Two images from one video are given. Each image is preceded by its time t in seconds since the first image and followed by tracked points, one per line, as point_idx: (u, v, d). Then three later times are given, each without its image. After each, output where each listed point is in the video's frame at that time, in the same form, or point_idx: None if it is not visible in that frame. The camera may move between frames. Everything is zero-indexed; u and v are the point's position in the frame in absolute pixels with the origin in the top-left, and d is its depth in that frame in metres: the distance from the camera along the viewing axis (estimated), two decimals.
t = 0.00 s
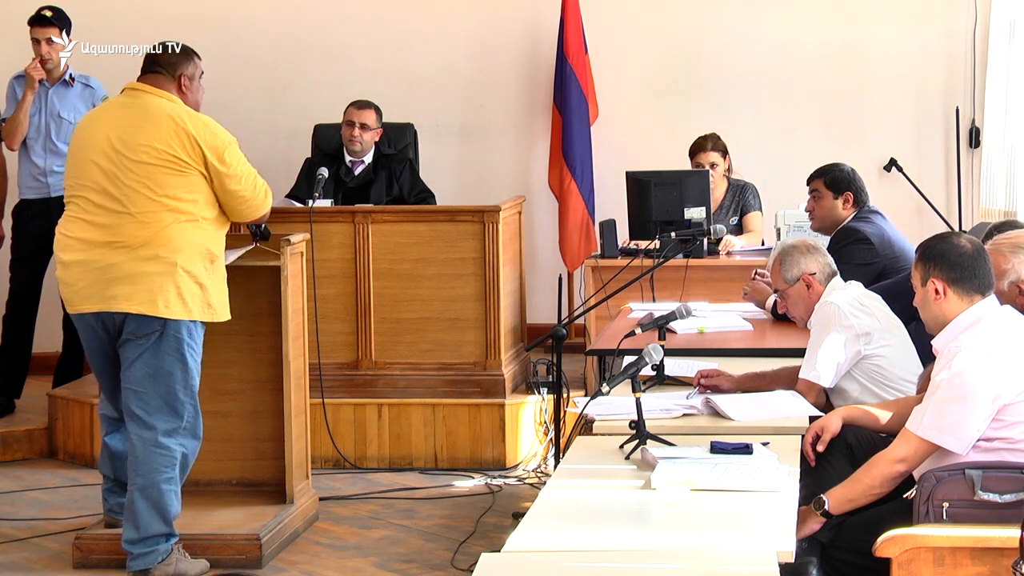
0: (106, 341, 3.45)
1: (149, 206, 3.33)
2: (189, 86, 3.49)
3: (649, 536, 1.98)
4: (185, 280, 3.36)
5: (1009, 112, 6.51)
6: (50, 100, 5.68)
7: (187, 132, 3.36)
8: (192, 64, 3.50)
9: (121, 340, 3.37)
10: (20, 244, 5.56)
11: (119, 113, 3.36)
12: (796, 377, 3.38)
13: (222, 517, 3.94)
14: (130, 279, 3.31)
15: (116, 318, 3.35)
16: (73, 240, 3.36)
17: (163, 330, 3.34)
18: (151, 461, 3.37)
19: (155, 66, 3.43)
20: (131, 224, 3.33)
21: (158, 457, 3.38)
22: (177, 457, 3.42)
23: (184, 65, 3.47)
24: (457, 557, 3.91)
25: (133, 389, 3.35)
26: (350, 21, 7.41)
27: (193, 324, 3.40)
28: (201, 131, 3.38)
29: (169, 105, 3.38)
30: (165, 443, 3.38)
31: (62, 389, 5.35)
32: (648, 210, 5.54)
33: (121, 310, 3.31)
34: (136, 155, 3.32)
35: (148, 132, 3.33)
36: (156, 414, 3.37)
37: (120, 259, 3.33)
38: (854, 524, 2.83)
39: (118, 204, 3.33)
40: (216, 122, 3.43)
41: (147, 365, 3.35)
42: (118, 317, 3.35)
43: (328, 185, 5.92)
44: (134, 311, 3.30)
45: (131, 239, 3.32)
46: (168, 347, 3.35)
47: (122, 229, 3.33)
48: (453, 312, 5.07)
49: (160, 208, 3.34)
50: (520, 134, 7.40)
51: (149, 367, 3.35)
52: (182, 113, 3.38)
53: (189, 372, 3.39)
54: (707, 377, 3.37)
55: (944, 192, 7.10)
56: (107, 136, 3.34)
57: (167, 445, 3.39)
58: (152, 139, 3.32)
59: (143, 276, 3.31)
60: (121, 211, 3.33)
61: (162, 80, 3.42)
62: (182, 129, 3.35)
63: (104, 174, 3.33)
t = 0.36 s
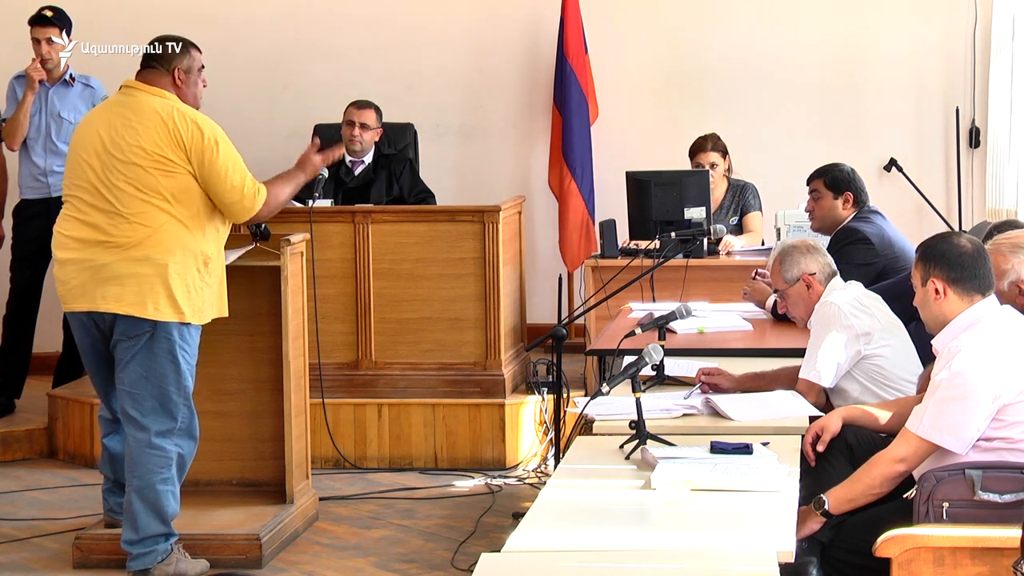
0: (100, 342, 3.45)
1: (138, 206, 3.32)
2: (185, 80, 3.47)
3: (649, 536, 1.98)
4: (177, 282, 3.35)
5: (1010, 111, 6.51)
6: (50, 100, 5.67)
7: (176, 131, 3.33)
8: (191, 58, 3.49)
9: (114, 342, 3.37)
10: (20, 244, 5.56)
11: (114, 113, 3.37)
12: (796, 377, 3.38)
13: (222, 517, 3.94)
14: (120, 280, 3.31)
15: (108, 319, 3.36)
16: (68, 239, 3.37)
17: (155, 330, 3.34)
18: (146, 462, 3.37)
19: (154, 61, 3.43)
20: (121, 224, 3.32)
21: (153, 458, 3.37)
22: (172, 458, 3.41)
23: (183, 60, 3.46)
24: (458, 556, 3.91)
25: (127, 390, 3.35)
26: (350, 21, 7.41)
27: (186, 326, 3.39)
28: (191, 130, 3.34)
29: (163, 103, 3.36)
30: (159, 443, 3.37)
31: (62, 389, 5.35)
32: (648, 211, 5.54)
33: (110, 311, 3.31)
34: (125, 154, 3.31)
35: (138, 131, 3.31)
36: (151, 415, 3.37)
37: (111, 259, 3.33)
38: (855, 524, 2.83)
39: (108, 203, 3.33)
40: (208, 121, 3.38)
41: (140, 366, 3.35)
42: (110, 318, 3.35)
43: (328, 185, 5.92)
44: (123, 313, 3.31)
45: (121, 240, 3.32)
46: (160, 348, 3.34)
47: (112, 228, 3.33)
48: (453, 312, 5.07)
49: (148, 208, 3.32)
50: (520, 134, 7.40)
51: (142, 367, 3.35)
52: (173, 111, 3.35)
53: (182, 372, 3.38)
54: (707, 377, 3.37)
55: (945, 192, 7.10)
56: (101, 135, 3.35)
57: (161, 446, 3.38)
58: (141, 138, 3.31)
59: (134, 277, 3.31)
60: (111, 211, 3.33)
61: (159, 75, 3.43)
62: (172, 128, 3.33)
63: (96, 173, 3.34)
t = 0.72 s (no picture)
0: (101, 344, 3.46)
1: (136, 207, 3.31)
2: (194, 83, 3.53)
3: (649, 536, 1.98)
4: (178, 285, 3.35)
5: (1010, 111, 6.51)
6: (51, 100, 5.67)
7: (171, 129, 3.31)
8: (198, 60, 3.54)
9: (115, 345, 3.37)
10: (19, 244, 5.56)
11: (113, 113, 3.36)
12: (796, 377, 3.38)
13: (222, 517, 3.94)
14: (120, 282, 3.31)
15: (109, 321, 3.36)
16: (68, 242, 3.37)
17: (156, 334, 3.34)
18: (146, 468, 3.37)
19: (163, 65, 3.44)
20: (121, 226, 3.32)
21: (153, 464, 3.37)
22: (172, 463, 3.41)
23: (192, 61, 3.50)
24: (457, 556, 3.91)
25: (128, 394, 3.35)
26: (350, 21, 7.42)
27: (186, 330, 3.39)
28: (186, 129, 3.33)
29: (160, 102, 3.36)
30: (159, 449, 3.37)
31: (62, 389, 5.35)
32: (647, 211, 5.54)
33: (111, 314, 3.31)
34: (122, 155, 3.30)
35: (134, 131, 3.31)
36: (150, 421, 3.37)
37: (111, 261, 3.33)
38: (854, 524, 2.83)
39: (106, 205, 3.33)
40: (204, 119, 3.36)
41: (141, 371, 3.35)
42: (111, 320, 3.35)
43: (328, 185, 5.92)
44: (124, 315, 3.30)
45: (121, 242, 3.32)
46: (159, 352, 3.34)
47: (111, 230, 3.33)
48: (453, 312, 5.07)
49: (145, 209, 3.32)
50: (520, 134, 7.40)
51: (142, 371, 3.35)
52: (171, 111, 3.34)
53: (181, 377, 3.38)
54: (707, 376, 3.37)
55: (945, 192, 7.10)
56: (97, 136, 3.35)
57: (161, 452, 3.38)
58: (137, 138, 3.30)
59: (134, 279, 3.31)
60: (111, 213, 3.32)
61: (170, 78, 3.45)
62: (167, 127, 3.31)
63: (92, 175, 3.34)
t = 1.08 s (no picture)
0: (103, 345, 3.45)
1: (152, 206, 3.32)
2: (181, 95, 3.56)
3: (649, 536, 1.98)
4: (189, 284, 3.37)
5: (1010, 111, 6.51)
6: (52, 101, 5.67)
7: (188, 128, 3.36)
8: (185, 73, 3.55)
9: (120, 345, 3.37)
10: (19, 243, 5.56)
11: (118, 114, 3.36)
12: (796, 377, 3.38)
13: (222, 517, 3.94)
14: (134, 281, 3.31)
15: (117, 321, 3.35)
16: (74, 242, 3.34)
17: (164, 334, 3.35)
18: (155, 468, 3.38)
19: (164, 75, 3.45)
20: (136, 226, 3.32)
21: (163, 464, 3.38)
22: (181, 463, 3.42)
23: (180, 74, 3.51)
24: (457, 556, 3.91)
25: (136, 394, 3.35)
26: (350, 22, 7.41)
27: (194, 328, 3.42)
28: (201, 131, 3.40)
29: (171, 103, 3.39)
30: (169, 448, 3.38)
31: (62, 389, 5.35)
32: (647, 210, 5.54)
33: (125, 313, 3.31)
34: (139, 155, 3.31)
35: (152, 131, 3.32)
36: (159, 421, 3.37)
37: (123, 261, 3.32)
38: (854, 524, 2.83)
39: (119, 205, 3.31)
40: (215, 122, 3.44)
41: (150, 370, 3.36)
42: (120, 320, 3.35)
43: (328, 185, 5.92)
44: (139, 314, 3.30)
45: (136, 241, 3.31)
46: (171, 351, 3.36)
47: (124, 230, 3.32)
48: (453, 312, 5.07)
49: (162, 207, 3.33)
50: (520, 133, 7.40)
51: (152, 371, 3.36)
52: (180, 111, 3.38)
53: (191, 375, 3.41)
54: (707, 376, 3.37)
55: (945, 192, 7.10)
56: (108, 136, 3.33)
57: (171, 451, 3.39)
58: (155, 138, 3.32)
59: (147, 279, 3.31)
60: (125, 213, 3.32)
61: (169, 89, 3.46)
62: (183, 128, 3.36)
63: (105, 176, 3.31)
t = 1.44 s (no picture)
0: (95, 335, 3.41)
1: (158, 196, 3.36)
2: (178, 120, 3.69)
3: (649, 536, 1.98)
4: (188, 275, 3.40)
5: (1011, 111, 6.51)
6: (50, 100, 5.66)
7: (199, 139, 3.50)
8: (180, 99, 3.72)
9: (119, 335, 3.34)
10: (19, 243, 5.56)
11: (126, 115, 3.45)
12: (796, 377, 3.38)
13: (222, 517, 3.94)
14: (135, 268, 3.31)
15: (116, 310, 3.32)
16: (77, 230, 3.34)
17: (166, 325, 3.35)
18: (157, 459, 3.37)
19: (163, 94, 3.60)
20: (142, 214, 3.34)
21: (164, 455, 3.38)
22: (182, 454, 3.43)
23: (177, 99, 3.65)
24: (457, 556, 3.91)
25: (137, 385, 3.34)
26: (350, 22, 7.41)
27: (191, 320, 3.43)
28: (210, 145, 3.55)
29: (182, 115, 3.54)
30: (172, 440, 3.39)
31: (62, 389, 5.36)
32: (647, 210, 5.54)
33: (126, 298, 3.30)
34: (151, 150, 3.39)
35: (164, 132, 3.43)
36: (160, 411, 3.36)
37: (126, 247, 3.32)
38: (855, 524, 2.83)
39: (126, 194, 3.35)
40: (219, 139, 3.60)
41: (151, 361, 3.35)
42: (119, 308, 3.32)
43: (328, 184, 5.92)
44: (140, 299, 3.30)
45: (141, 229, 3.33)
46: (172, 341, 3.36)
47: (128, 218, 3.34)
48: (453, 313, 5.07)
49: (168, 198, 3.37)
50: (520, 133, 7.40)
51: (153, 362, 3.35)
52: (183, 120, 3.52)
53: (191, 366, 3.42)
54: (707, 376, 3.37)
55: (944, 193, 7.09)
56: (120, 131, 3.41)
57: (174, 442, 3.39)
58: (168, 137, 3.43)
59: (151, 265, 3.32)
60: (131, 203, 3.35)
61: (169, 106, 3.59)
62: (194, 136, 3.50)
63: (114, 166, 3.37)
